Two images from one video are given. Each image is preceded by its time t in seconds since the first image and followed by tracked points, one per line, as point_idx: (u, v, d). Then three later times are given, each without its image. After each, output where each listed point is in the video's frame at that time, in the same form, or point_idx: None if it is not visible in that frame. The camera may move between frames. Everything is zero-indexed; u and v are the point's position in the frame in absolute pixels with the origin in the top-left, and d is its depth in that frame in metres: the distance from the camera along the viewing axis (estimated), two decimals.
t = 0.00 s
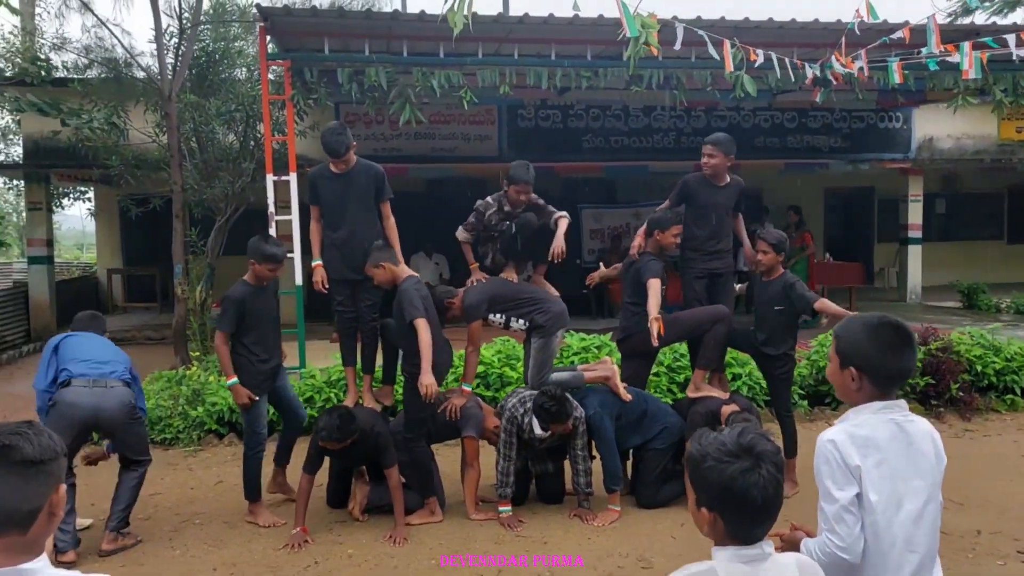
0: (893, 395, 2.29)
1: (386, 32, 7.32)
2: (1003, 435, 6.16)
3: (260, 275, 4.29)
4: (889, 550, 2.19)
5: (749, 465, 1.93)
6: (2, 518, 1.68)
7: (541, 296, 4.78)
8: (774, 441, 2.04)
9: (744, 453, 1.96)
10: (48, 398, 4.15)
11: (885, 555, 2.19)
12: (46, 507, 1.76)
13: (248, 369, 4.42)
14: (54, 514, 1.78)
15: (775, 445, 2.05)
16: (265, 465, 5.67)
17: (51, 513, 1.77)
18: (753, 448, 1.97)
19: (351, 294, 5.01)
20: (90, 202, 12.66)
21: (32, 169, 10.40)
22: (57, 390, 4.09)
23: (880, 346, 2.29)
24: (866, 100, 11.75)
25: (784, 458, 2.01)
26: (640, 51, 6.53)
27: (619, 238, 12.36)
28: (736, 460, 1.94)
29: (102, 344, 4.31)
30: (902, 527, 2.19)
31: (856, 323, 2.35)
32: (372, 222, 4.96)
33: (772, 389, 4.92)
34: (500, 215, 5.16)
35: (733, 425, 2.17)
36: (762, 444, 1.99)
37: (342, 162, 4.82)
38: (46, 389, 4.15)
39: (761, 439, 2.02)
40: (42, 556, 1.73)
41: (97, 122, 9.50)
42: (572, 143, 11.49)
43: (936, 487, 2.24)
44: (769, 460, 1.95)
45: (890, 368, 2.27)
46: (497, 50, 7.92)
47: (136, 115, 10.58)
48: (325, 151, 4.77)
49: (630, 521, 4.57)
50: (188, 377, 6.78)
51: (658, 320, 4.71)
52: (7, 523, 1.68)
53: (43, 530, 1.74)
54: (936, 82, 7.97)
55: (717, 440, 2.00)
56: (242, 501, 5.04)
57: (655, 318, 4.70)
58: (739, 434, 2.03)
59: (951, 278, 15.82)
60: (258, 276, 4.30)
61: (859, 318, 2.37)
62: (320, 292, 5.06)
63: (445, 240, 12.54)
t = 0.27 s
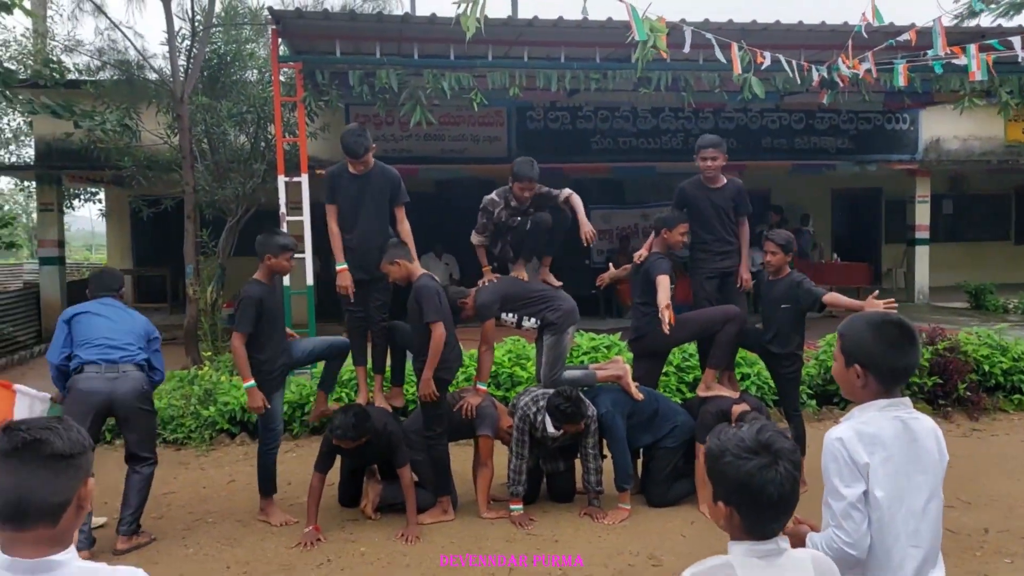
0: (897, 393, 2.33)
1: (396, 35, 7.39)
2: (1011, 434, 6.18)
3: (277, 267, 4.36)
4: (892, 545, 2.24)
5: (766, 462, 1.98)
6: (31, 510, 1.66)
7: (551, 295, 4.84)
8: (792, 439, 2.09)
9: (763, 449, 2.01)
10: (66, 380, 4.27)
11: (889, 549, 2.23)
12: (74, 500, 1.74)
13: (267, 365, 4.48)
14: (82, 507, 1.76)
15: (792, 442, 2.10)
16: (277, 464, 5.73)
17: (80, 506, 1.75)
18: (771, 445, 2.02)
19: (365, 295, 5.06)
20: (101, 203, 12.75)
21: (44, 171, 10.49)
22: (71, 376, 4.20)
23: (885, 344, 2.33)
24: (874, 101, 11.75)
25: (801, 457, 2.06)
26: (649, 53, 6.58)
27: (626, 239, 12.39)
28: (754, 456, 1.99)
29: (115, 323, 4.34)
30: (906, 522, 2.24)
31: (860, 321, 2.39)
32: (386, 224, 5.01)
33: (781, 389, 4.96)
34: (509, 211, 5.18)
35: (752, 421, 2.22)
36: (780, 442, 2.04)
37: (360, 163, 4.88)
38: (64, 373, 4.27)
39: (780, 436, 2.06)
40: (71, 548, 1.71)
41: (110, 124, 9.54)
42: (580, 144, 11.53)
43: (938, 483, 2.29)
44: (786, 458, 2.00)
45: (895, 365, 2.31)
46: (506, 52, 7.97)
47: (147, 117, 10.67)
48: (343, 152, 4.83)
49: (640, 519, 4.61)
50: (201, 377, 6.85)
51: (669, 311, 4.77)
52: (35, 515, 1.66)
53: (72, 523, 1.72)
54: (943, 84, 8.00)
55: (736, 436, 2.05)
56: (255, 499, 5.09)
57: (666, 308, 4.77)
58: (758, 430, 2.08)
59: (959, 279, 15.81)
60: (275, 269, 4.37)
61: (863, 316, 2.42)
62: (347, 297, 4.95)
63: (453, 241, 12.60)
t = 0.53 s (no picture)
0: (908, 390, 2.36)
1: (405, 37, 7.46)
2: (1019, 434, 6.20)
3: (288, 266, 4.43)
4: (901, 538, 2.27)
5: (786, 456, 2.02)
6: (72, 503, 1.72)
7: (560, 297, 4.88)
8: (811, 433, 2.13)
9: (782, 443, 2.05)
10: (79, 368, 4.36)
11: (898, 542, 2.27)
12: (112, 492, 1.80)
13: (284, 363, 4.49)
14: (118, 499, 1.83)
15: (812, 437, 2.13)
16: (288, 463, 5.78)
17: (116, 497, 1.81)
18: (791, 439, 2.06)
19: (376, 297, 5.11)
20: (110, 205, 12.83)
21: (55, 173, 10.56)
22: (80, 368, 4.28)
23: (895, 341, 2.36)
24: (880, 102, 11.77)
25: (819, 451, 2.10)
26: (657, 56, 6.62)
27: (633, 240, 12.42)
28: (774, 450, 2.03)
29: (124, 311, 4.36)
30: (915, 516, 2.28)
31: (871, 319, 2.42)
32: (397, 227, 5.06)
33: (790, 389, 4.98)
34: (523, 203, 5.27)
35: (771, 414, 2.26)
36: (800, 436, 2.07)
37: (373, 166, 4.92)
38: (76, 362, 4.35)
39: (801, 431, 2.10)
40: (107, 539, 1.77)
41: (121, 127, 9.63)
42: (586, 146, 11.57)
43: (948, 479, 2.33)
44: (806, 452, 2.04)
45: (906, 362, 2.35)
46: (514, 55, 8.02)
47: (157, 119, 10.75)
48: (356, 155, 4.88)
49: (650, 518, 4.65)
50: (212, 378, 6.91)
51: (678, 305, 4.82)
52: (76, 508, 1.73)
53: (108, 515, 1.78)
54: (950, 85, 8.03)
55: (757, 429, 2.09)
56: (267, 498, 5.14)
57: (675, 302, 4.81)
58: (779, 424, 2.12)
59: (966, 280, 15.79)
60: (287, 269, 4.43)
61: (874, 314, 2.45)
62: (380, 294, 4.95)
63: (461, 243, 12.65)
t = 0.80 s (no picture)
0: (910, 390, 2.41)
1: (413, 39, 7.51)
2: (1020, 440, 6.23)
3: (298, 265, 4.48)
4: (907, 535, 2.30)
5: (794, 456, 2.05)
6: (99, 494, 1.80)
7: (563, 297, 4.91)
8: (818, 434, 2.16)
9: (790, 443, 2.08)
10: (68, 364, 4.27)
11: (904, 539, 2.31)
12: (138, 484, 1.89)
13: (294, 360, 4.52)
14: (143, 490, 1.92)
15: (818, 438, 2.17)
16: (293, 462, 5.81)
17: (141, 489, 1.90)
18: (799, 439, 2.10)
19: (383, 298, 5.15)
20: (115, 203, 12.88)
21: (61, 170, 10.62)
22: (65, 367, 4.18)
23: (900, 344, 2.38)
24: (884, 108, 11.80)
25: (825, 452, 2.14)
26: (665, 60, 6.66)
27: (636, 243, 12.45)
28: (782, 450, 2.07)
29: (107, 306, 4.18)
30: (919, 512, 2.31)
31: (878, 323, 2.44)
32: (404, 227, 5.10)
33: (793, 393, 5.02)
34: (534, 198, 5.34)
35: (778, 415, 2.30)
36: (807, 437, 2.11)
37: (378, 167, 4.97)
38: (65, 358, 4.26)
39: (808, 432, 2.14)
40: (133, 528, 1.86)
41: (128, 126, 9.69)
42: (591, 148, 11.60)
43: (952, 476, 2.36)
44: (814, 453, 2.07)
45: (911, 365, 2.37)
46: (520, 58, 8.07)
47: (164, 118, 10.80)
48: (362, 156, 4.92)
49: (652, 519, 4.68)
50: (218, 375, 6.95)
51: (681, 305, 4.86)
52: (104, 498, 1.81)
53: (133, 505, 1.87)
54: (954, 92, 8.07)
55: (766, 429, 2.13)
56: (272, 495, 5.18)
57: (677, 303, 4.85)
58: (787, 424, 2.15)
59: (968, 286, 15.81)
60: (298, 267, 4.49)
61: (880, 317, 2.47)
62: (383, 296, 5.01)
63: (464, 244, 12.69)
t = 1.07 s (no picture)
0: (910, 400, 2.48)
1: (420, 42, 7.56)
2: (1018, 451, 6.25)
3: (314, 266, 4.51)
4: (910, 538, 2.32)
5: (796, 459, 2.09)
6: (114, 483, 1.91)
7: (565, 300, 4.95)
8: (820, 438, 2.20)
9: (793, 447, 2.12)
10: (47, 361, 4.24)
11: (906, 542, 2.32)
12: (151, 477, 1.99)
13: (299, 357, 4.54)
14: (157, 482, 2.03)
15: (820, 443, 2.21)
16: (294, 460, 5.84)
17: (154, 482, 2.00)
18: (801, 443, 2.13)
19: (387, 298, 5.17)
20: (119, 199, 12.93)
21: (66, 166, 10.66)
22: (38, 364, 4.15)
23: (900, 357, 2.48)
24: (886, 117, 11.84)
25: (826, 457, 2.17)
26: (670, 68, 6.69)
27: (638, 248, 12.49)
28: (786, 453, 2.10)
29: (63, 304, 4.09)
30: (919, 516, 2.32)
31: (879, 337, 2.54)
32: (409, 228, 5.13)
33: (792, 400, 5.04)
34: (544, 188, 5.44)
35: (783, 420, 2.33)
36: (810, 441, 2.14)
37: (384, 168, 5.00)
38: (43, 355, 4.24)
39: (810, 436, 2.17)
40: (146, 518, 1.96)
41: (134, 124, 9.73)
42: (593, 153, 11.64)
43: (957, 482, 2.37)
44: (815, 457, 2.11)
45: (910, 376, 2.46)
46: (526, 62, 8.11)
47: (169, 115, 10.84)
48: (367, 158, 4.95)
49: (651, 523, 4.71)
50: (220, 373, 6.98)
51: (681, 308, 4.88)
52: (119, 488, 1.91)
53: (147, 496, 1.98)
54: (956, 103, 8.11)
55: (769, 432, 2.16)
56: (273, 493, 5.21)
57: (678, 306, 4.87)
58: (790, 428, 2.19)
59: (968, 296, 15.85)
60: (313, 268, 4.52)
61: (881, 332, 2.58)
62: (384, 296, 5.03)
63: (466, 246, 12.72)
